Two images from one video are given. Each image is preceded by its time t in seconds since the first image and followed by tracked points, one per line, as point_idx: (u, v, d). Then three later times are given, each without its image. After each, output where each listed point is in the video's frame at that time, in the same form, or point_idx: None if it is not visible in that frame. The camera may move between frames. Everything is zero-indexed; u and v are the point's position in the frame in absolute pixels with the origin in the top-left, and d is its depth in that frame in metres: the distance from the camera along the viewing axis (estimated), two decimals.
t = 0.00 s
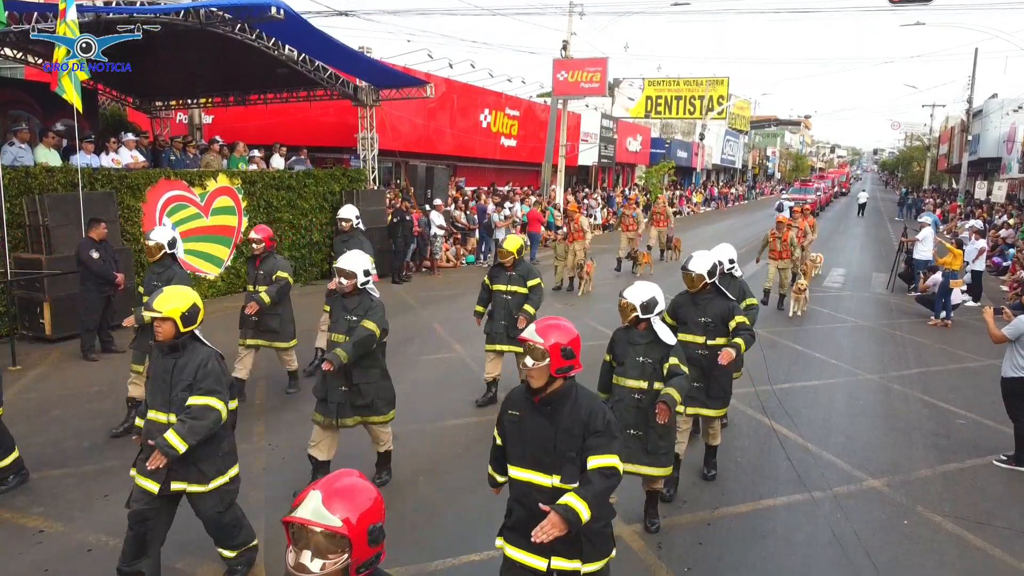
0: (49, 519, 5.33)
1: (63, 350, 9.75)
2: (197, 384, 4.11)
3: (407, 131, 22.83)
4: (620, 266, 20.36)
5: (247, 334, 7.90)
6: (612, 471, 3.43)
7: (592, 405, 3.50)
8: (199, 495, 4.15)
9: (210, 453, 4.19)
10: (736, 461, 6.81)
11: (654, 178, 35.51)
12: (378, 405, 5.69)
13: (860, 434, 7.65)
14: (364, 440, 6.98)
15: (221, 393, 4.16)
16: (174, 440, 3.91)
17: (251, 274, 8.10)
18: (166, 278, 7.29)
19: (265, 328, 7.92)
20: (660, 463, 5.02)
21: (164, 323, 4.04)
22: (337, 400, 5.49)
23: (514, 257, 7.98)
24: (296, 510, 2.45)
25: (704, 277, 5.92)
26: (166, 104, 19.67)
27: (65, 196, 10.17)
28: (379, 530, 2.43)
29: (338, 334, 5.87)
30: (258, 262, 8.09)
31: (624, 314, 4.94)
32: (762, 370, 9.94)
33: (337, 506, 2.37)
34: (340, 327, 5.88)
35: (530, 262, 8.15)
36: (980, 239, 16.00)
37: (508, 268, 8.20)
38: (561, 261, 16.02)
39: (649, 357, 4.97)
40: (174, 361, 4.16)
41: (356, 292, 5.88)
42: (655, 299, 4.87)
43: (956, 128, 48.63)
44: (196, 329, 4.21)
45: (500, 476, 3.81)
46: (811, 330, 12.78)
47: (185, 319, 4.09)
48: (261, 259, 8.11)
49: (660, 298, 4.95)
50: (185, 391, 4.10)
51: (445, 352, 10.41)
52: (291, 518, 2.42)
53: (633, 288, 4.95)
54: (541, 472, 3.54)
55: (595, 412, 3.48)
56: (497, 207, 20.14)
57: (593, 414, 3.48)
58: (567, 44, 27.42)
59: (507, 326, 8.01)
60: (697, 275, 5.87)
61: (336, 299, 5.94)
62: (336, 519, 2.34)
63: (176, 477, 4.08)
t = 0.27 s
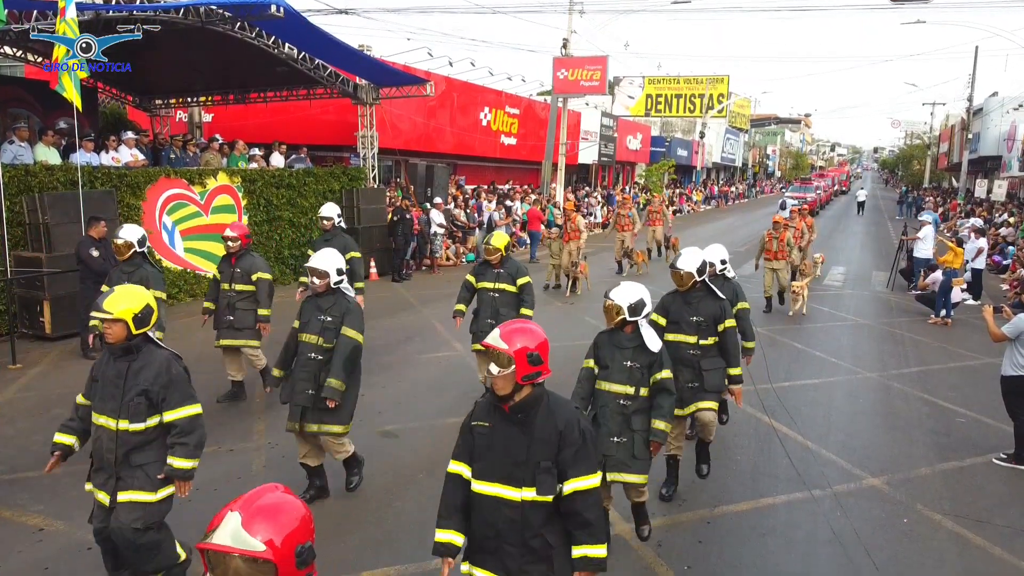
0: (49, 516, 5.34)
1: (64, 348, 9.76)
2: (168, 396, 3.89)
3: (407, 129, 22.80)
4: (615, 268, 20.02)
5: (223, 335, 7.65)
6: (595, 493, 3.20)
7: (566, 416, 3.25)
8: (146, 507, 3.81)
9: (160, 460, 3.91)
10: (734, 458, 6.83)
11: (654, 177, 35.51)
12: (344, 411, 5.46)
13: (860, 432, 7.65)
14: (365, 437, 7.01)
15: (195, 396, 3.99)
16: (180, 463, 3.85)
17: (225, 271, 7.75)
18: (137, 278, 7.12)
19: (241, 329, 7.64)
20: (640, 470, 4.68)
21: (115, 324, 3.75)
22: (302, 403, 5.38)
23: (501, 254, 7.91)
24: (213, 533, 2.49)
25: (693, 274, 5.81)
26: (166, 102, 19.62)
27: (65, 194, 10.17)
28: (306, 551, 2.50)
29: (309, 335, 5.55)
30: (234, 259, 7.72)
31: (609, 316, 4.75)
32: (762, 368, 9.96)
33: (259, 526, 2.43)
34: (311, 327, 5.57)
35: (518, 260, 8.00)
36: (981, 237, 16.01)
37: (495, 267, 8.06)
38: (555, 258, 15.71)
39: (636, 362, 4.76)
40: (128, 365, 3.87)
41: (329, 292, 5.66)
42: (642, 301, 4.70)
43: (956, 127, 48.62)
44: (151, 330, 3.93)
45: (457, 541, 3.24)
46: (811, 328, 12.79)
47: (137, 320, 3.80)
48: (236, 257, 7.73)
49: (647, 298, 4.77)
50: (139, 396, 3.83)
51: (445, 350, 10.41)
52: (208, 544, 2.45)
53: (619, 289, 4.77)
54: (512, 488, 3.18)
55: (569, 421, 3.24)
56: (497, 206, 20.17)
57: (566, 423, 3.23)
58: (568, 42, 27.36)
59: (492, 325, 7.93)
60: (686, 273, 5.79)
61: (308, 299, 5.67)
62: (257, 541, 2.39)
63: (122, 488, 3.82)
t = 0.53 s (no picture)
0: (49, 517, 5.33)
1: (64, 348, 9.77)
2: (129, 414, 3.68)
3: (407, 129, 22.79)
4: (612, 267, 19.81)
5: (199, 343, 7.54)
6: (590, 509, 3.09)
7: (545, 438, 3.07)
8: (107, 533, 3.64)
9: (119, 483, 3.71)
10: (734, 458, 6.82)
11: (654, 176, 35.52)
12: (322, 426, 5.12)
13: (860, 432, 7.65)
14: (366, 437, 7.02)
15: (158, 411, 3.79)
16: (153, 482, 3.69)
17: (200, 276, 7.66)
18: (107, 285, 6.90)
19: (217, 337, 7.52)
20: (626, 490, 4.45)
21: (64, 341, 3.50)
22: (278, 417, 5.04)
23: (490, 260, 7.65)
24: None
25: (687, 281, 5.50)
26: (166, 102, 19.60)
27: (65, 194, 10.16)
28: None
29: (282, 346, 5.13)
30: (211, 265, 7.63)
31: (600, 327, 4.51)
32: (762, 368, 9.95)
33: None
34: (284, 337, 5.15)
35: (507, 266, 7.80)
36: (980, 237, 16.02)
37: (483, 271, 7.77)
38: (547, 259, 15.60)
39: (628, 377, 4.54)
40: (79, 384, 3.61)
41: (300, 299, 5.24)
42: (635, 313, 4.44)
43: (956, 127, 48.63)
44: (102, 346, 3.68)
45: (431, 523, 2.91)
46: (811, 328, 12.80)
47: (88, 336, 3.57)
48: (214, 262, 7.66)
49: (639, 310, 4.50)
50: (94, 418, 3.59)
51: (445, 350, 10.42)
52: None
53: (611, 299, 4.50)
54: (486, 515, 2.97)
55: (549, 443, 3.06)
56: (497, 206, 20.21)
57: (546, 446, 3.05)
58: (568, 42, 27.35)
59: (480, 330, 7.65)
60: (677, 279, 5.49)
61: (281, 306, 5.28)
62: None
63: (77, 515, 3.60)
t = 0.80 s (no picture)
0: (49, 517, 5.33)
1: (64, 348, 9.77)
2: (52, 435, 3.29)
3: (407, 129, 22.79)
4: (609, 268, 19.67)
5: (166, 348, 7.11)
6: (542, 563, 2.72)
7: (515, 474, 2.74)
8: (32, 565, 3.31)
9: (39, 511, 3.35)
10: (734, 458, 6.82)
11: (655, 176, 35.53)
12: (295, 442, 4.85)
13: (860, 432, 7.63)
14: (366, 437, 7.02)
15: (79, 440, 3.38)
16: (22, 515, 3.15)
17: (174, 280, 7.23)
18: (71, 285, 6.76)
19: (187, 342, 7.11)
20: (620, 510, 4.26)
21: None
22: (246, 431, 4.77)
23: (479, 261, 7.23)
24: None
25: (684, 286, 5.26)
26: (166, 101, 19.59)
27: (65, 194, 10.16)
28: None
29: (250, 355, 4.88)
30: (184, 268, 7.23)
31: (595, 334, 4.27)
32: (763, 368, 9.94)
33: None
34: (253, 345, 4.90)
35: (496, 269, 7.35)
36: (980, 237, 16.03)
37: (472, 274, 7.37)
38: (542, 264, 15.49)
39: (624, 387, 4.31)
40: (12, 397, 3.28)
41: (271, 306, 4.98)
42: (632, 319, 4.20)
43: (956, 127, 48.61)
44: (43, 357, 3.39)
45: None
46: (811, 327, 12.80)
47: (25, 346, 3.27)
48: (187, 264, 7.24)
49: (638, 315, 4.29)
50: (20, 435, 3.25)
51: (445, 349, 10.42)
52: None
53: (607, 305, 4.27)
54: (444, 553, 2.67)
55: (518, 480, 2.73)
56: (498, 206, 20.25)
57: (515, 483, 2.71)
58: (568, 42, 27.33)
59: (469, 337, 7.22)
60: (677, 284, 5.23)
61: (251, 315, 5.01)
62: None
63: None
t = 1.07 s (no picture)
0: (49, 517, 5.32)
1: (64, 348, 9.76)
2: None
3: (408, 129, 22.79)
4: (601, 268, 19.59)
5: (142, 356, 6.73)
6: None
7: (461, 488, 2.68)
8: None
9: None
10: (734, 458, 6.81)
11: (655, 176, 35.53)
12: (270, 452, 4.67)
13: (860, 432, 7.63)
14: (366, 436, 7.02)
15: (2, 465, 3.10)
16: None
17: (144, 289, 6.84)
18: (37, 293, 5.83)
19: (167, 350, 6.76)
20: (623, 524, 4.11)
21: None
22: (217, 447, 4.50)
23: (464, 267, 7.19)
24: None
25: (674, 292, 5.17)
26: (166, 101, 19.57)
27: (64, 194, 10.15)
28: None
29: (215, 368, 4.70)
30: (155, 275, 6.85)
31: (582, 345, 4.11)
32: (763, 368, 9.94)
33: None
34: (220, 356, 4.71)
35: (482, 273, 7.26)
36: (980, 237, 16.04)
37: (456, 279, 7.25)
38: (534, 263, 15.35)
39: (612, 400, 4.13)
40: None
41: (236, 315, 4.79)
42: (621, 329, 4.05)
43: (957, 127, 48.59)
44: None
45: None
46: (811, 328, 12.79)
47: None
48: (158, 269, 6.88)
49: (627, 324, 4.11)
50: None
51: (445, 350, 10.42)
52: None
53: (594, 314, 4.11)
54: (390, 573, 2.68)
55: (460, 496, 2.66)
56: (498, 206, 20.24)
57: (457, 499, 2.65)
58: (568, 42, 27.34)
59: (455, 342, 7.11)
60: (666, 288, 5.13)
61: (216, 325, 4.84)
62: None
63: None
